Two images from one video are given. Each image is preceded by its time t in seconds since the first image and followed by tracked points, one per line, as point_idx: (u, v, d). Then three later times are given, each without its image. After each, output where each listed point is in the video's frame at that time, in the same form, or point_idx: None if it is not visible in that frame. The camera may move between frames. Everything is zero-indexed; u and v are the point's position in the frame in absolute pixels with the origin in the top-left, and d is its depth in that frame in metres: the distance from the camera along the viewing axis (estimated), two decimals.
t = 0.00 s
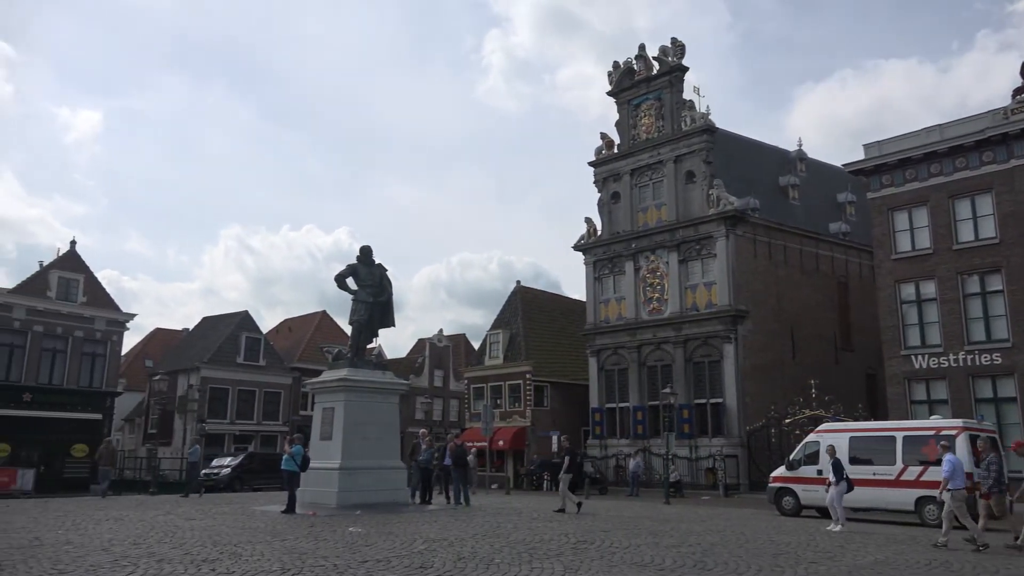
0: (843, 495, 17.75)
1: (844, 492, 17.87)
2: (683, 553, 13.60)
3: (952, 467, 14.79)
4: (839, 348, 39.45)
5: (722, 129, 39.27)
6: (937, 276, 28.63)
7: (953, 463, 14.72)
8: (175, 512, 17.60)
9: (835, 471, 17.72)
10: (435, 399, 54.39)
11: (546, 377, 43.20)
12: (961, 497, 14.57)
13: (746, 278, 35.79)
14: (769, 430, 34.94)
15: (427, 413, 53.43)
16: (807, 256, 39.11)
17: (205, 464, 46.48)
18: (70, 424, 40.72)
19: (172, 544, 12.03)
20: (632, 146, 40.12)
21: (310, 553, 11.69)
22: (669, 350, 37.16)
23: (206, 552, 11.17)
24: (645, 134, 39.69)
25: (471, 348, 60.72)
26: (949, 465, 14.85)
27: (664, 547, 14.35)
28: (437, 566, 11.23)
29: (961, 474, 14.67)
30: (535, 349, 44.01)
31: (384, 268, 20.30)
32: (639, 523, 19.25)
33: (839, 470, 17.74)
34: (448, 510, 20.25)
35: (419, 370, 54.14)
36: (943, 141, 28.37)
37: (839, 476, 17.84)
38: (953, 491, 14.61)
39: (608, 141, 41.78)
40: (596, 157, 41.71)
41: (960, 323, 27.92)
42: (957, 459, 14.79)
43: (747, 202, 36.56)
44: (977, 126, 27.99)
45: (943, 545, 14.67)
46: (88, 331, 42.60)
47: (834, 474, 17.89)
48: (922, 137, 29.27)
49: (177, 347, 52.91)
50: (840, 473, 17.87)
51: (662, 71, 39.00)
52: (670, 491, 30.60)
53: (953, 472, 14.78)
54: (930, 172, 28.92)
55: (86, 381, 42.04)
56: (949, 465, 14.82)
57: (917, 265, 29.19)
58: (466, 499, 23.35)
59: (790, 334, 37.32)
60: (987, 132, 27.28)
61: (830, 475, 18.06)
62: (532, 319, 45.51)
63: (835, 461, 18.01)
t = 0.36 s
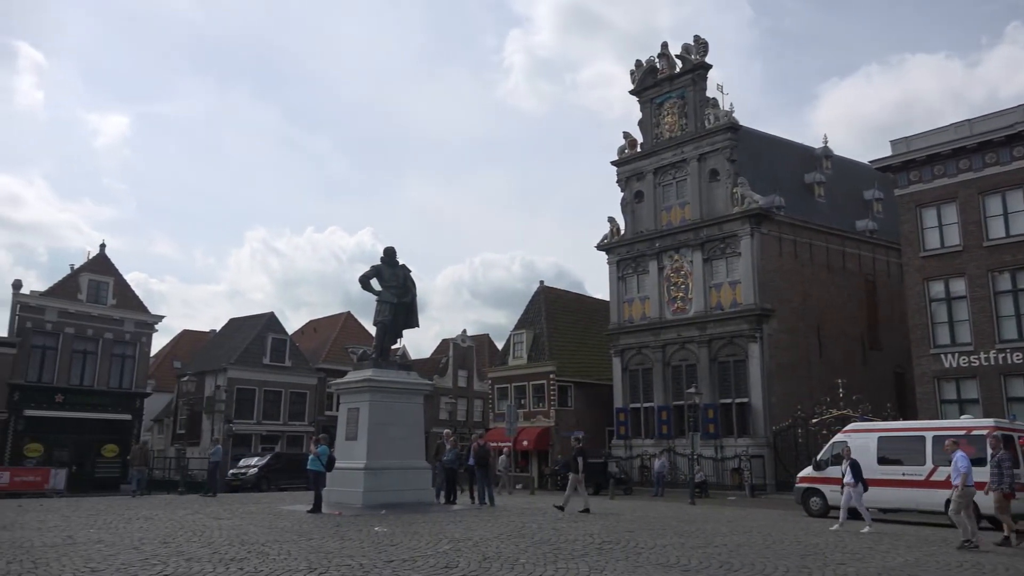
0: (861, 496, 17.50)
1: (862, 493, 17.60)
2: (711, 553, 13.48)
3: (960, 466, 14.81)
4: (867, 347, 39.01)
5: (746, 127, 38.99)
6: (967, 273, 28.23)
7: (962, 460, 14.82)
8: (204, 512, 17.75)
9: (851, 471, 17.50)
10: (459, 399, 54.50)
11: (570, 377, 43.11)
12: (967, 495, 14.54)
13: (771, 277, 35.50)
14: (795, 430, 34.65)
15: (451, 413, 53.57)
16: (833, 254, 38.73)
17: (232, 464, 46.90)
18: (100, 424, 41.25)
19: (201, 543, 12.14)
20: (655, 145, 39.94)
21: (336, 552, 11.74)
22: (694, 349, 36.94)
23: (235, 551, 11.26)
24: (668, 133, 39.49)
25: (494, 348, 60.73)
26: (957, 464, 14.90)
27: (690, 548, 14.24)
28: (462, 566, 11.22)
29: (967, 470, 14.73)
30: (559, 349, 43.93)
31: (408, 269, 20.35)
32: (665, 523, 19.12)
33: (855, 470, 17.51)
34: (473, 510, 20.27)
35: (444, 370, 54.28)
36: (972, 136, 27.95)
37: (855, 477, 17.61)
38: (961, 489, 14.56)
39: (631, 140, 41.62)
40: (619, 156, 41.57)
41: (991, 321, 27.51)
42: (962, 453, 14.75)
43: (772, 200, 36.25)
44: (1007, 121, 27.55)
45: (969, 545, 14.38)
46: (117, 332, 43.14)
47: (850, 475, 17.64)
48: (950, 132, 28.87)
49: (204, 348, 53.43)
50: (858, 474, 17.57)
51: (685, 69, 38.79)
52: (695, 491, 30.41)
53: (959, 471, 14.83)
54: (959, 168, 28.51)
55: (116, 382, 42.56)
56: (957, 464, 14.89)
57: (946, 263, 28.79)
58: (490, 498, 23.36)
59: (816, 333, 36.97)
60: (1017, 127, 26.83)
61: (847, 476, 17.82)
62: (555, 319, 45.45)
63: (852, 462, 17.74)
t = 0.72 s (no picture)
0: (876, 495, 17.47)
1: (877, 493, 17.61)
2: (740, 555, 13.36)
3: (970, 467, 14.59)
4: (897, 345, 38.52)
5: (771, 125, 38.67)
6: (999, 271, 27.78)
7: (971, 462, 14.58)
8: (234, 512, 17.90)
9: (867, 470, 17.57)
10: (485, 400, 54.57)
11: (596, 377, 43.00)
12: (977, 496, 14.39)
13: (799, 275, 35.17)
14: (824, 430, 34.29)
15: (477, 413, 53.67)
16: (862, 251, 38.29)
17: (261, 464, 47.32)
18: (131, 425, 41.78)
19: (231, 541, 12.28)
20: (679, 143, 39.73)
21: (364, 552, 11.79)
22: (720, 348, 36.67)
23: (264, 550, 11.33)
24: (693, 131, 39.27)
25: (520, 348, 60.71)
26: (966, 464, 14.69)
27: (718, 549, 14.12)
28: (489, 566, 11.21)
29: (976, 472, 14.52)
30: (585, 349, 43.84)
31: (433, 270, 20.41)
32: (693, 523, 18.99)
33: (871, 469, 17.58)
34: (500, 510, 20.29)
35: (469, 371, 54.39)
36: (1004, 131, 27.48)
37: (872, 476, 17.65)
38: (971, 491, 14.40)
39: (656, 139, 41.45)
40: (644, 155, 41.41)
41: None
42: (973, 454, 14.52)
43: (799, 198, 35.91)
44: None
45: (965, 547, 14.40)
46: (148, 334, 43.68)
47: (865, 474, 17.71)
48: (981, 127, 28.41)
49: (233, 350, 53.95)
50: (875, 474, 17.62)
51: (710, 67, 38.56)
52: (723, 492, 30.17)
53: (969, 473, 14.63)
54: (991, 163, 28.05)
55: (146, 383, 43.10)
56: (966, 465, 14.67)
57: (978, 260, 28.35)
58: (517, 498, 23.36)
59: (845, 332, 36.58)
60: None
61: (863, 474, 17.89)
62: (581, 319, 45.36)
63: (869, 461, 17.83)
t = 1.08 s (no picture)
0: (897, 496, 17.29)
1: (899, 493, 17.44)
2: (769, 556, 13.24)
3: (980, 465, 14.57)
4: (929, 343, 37.98)
5: (798, 121, 38.29)
6: None
7: (983, 461, 14.53)
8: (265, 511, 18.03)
9: (890, 470, 17.37)
10: (511, 400, 54.60)
11: (622, 377, 42.85)
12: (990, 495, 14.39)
13: (828, 273, 34.77)
14: (855, 429, 33.88)
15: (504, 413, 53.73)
16: (892, 249, 37.80)
17: (290, 465, 47.72)
18: (163, 426, 42.29)
19: (260, 541, 12.35)
20: (705, 141, 39.47)
21: (392, 551, 11.82)
22: (748, 348, 36.35)
23: (294, 550, 11.39)
24: (719, 129, 38.99)
25: (546, 348, 60.66)
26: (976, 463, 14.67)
27: (748, 549, 14.00)
28: (517, 566, 11.22)
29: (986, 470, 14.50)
30: (611, 349, 43.70)
31: (459, 270, 20.46)
32: (722, 524, 18.85)
33: (894, 470, 17.36)
34: (526, 509, 20.28)
35: (496, 371, 54.47)
36: None
37: (894, 475, 17.46)
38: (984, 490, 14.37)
39: (681, 137, 41.21)
40: (670, 153, 41.20)
41: None
42: (983, 453, 14.48)
43: (828, 195, 35.51)
44: None
45: (999, 547, 14.20)
46: (178, 336, 44.19)
47: (887, 474, 17.51)
48: (1014, 121, 27.91)
49: (261, 351, 54.44)
50: (897, 474, 17.42)
51: (735, 64, 38.27)
52: (752, 493, 29.90)
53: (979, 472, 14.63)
54: None
55: (177, 384, 43.61)
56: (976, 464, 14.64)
57: (1012, 256, 27.86)
58: (544, 498, 23.37)
59: (875, 330, 36.13)
60: None
61: (884, 474, 17.69)
62: (607, 319, 45.23)
63: (891, 462, 17.65)
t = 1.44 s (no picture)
0: (915, 495, 16.93)
1: (916, 493, 16.99)
2: (800, 557, 13.11)
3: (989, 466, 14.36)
4: (963, 342, 37.39)
5: (827, 118, 37.88)
6: None
7: (994, 462, 14.29)
8: (296, 511, 18.18)
9: (906, 470, 16.89)
10: (539, 400, 54.58)
11: (650, 377, 42.66)
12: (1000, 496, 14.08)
13: (858, 271, 34.35)
14: (887, 429, 33.44)
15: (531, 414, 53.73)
16: (925, 246, 37.27)
17: (319, 464, 48.10)
18: (195, 426, 42.82)
19: (291, 540, 12.47)
20: (732, 139, 39.19)
21: (421, 551, 11.87)
22: (778, 347, 36.02)
23: (324, 549, 11.49)
24: (746, 126, 38.69)
25: (574, 348, 60.55)
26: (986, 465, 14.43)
27: (779, 551, 13.88)
28: (545, 567, 11.22)
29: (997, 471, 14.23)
30: (639, 349, 43.53)
31: (485, 270, 20.48)
32: (753, 525, 18.70)
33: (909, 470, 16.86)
34: (555, 510, 20.28)
35: (523, 372, 54.48)
36: None
37: (910, 476, 16.99)
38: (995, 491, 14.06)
39: (708, 135, 40.94)
40: (696, 151, 40.95)
41: None
42: (996, 453, 14.25)
43: (858, 192, 35.08)
44: None
45: None
46: (210, 338, 44.72)
47: (903, 474, 17.09)
48: None
49: (291, 352, 54.91)
50: (913, 473, 16.93)
51: (762, 61, 37.95)
52: (782, 493, 29.64)
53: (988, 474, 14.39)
54: None
55: (209, 385, 44.13)
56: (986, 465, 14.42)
57: None
58: (571, 499, 23.35)
59: (908, 328, 35.66)
60: None
61: (900, 475, 17.22)
62: (634, 318, 45.06)
63: (906, 462, 17.18)
